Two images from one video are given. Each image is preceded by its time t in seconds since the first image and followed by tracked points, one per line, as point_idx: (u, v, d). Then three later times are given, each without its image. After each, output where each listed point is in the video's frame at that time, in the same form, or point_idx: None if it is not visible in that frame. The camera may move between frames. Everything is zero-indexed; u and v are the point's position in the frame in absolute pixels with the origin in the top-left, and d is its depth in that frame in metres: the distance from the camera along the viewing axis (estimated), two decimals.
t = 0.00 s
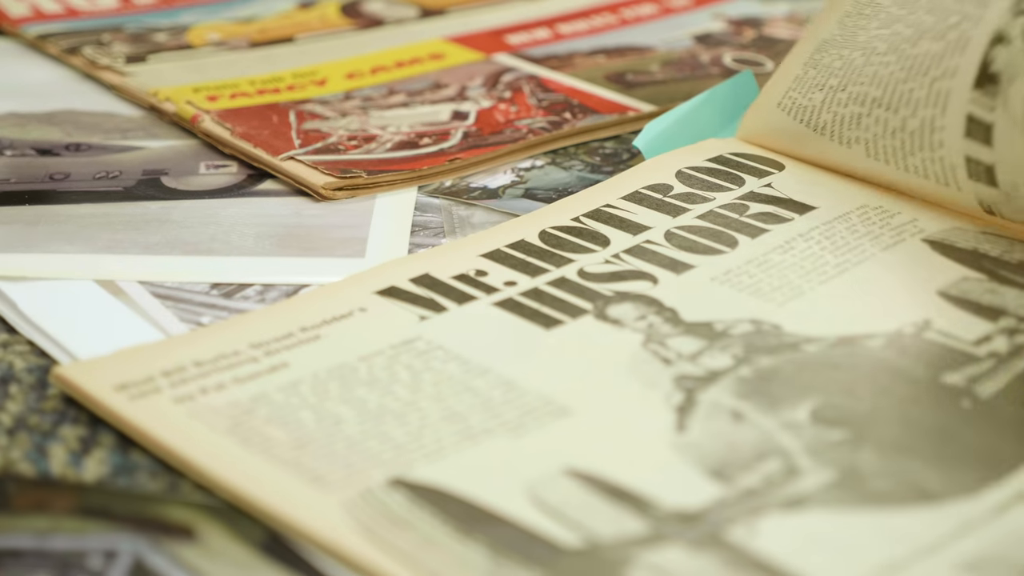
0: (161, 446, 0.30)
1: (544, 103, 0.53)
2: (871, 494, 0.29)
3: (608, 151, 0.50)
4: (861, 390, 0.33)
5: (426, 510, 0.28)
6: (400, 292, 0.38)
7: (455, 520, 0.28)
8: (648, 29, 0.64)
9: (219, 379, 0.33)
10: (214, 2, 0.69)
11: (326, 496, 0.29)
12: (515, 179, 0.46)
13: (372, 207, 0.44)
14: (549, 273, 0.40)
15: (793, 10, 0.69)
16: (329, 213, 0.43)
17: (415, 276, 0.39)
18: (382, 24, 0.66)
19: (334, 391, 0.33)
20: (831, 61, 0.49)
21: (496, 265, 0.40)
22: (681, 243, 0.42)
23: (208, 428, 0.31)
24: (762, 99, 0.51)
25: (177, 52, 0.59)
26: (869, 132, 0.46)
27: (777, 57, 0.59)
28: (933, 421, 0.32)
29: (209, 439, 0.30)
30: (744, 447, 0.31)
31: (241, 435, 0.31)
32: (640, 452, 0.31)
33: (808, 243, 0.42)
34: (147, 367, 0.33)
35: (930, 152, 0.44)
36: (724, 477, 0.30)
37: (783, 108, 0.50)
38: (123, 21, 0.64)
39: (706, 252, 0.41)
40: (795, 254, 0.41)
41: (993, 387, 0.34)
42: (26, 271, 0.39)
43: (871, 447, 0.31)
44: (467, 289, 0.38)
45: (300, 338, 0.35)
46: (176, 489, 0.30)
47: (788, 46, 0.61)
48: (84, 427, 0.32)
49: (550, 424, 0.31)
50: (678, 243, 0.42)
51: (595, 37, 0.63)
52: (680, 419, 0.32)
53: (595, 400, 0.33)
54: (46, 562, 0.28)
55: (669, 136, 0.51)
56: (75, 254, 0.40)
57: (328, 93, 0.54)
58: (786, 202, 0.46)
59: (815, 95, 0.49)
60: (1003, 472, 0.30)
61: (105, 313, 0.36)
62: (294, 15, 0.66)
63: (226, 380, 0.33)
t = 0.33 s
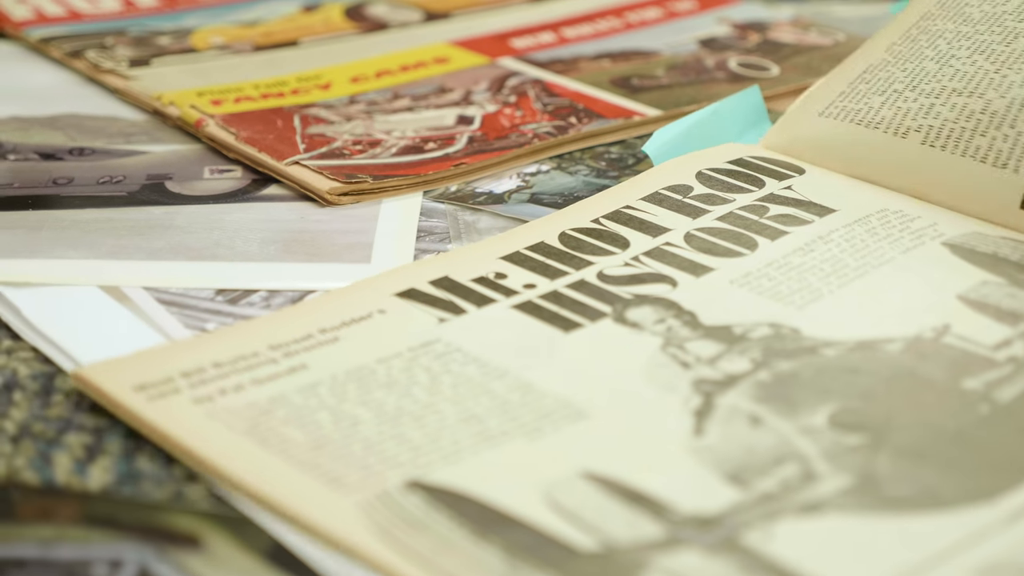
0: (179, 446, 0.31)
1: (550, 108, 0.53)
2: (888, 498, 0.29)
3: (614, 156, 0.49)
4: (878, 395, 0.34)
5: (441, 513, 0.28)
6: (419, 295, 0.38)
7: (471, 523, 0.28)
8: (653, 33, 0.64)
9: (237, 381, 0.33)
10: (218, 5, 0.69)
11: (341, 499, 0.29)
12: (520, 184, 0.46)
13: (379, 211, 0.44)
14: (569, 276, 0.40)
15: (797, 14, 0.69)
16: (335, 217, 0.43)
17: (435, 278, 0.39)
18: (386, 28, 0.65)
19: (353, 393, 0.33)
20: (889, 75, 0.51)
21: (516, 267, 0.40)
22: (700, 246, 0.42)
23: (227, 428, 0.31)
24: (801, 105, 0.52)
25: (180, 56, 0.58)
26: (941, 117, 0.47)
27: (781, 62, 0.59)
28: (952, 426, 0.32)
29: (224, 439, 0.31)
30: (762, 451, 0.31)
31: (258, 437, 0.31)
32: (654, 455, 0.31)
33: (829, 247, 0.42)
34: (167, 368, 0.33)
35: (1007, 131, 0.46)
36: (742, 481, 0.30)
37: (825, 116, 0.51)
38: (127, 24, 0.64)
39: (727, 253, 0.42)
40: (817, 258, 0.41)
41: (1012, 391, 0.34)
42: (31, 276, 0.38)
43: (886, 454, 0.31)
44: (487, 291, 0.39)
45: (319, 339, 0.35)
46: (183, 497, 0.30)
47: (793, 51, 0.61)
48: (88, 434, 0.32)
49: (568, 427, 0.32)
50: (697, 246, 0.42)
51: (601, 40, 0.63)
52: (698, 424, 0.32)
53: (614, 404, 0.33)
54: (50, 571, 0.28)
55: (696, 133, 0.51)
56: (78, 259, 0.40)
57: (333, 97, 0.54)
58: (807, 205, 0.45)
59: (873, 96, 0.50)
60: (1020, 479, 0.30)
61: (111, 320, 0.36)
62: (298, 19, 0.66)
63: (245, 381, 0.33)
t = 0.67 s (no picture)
0: (176, 444, 0.31)
1: (536, 110, 0.53)
2: (877, 494, 0.31)
3: (600, 159, 0.49)
4: (872, 391, 0.34)
5: (434, 508, 0.30)
6: (416, 290, 0.38)
7: (463, 519, 0.30)
8: (639, 35, 0.64)
9: (233, 376, 0.34)
10: (203, 6, 0.69)
11: (336, 493, 0.30)
12: (506, 186, 0.46)
13: (365, 213, 0.44)
14: (565, 273, 0.40)
15: (784, 16, 0.69)
16: (321, 220, 0.43)
17: (431, 275, 0.39)
18: (372, 30, 0.65)
19: (348, 388, 0.34)
20: (898, 94, 0.51)
21: (512, 265, 0.40)
22: (697, 243, 0.42)
23: (223, 425, 0.32)
24: (805, 110, 0.51)
25: (165, 57, 0.58)
26: (954, 138, 0.47)
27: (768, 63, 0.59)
28: (944, 422, 0.33)
29: (221, 434, 0.32)
30: (755, 448, 0.32)
31: (253, 432, 0.32)
32: (644, 451, 0.32)
33: (826, 244, 0.41)
34: (162, 364, 0.34)
35: None
36: (734, 478, 0.31)
37: (828, 122, 0.50)
38: (112, 25, 0.64)
39: (722, 250, 0.41)
40: (813, 254, 0.41)
41: (1005, 388, 0.34)
42: (14, 278, 0.38)
43: (879, 451, 0.32)
44: (482, 287, 0.39)
45: (314, 336, 0.36)
46: (167, 500, 0.31)
47: (781, 53, 0.61)
48: (71, 440, 0.32)
49: (562, 424, 0.33)
50: (694, 244, 0.41)
51: (587, 42, 0.63)
52: (692, 420, 0.33)
53: (607, 400, 0.34)
54: None
55: (690, 131, 0.50)
56: (62, 262, 0.40)
57: (319, 99, 0.53)
58: (804, 202, 0.44)
59: (883, 113, 0.50)
60: (1010, 477, 0.31)
61: (94, 322, 0.36)
62: (283, 20, 0.66)
63: (240, 377, 0.34)
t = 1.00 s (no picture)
0: (149, 443, 0.31)
1: (511, 109, 0.53)
2: (848, 492, 0.31)
3: (576, 158, 0.49)
4: (844, 389, 0.34)
5: (406, 507, 0.30)
6: (391, 289, 0.38)
7: (434, 517, 0.30)
8: (615, 35, 0.64)
9: (206, 375, 0.34)
10: (179, 5, 0.69)
11: (307, 492, 0.30)
12: (481, 186, 0.46)
13: (339, 213, 0.44)
14: (540, 272, 0.40)
15: (761, 16, 0.69)
16: (295, 220, 0.43)
17: (406, 273, 0.39)
18: (348, 30, 0.65)
19: (322, 387, 0.34)
20: (869, 89, 0.51)
21: (487, 263, 0.40)
22: (672, 242, 0.42)
23: (195, 424, 0.32)
24: (777, 107, 0.51)
25: (141, 57, 0.58)
26: (926, 130, 0.47)
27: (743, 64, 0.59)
28: (915, 421, 0.33)
29: (194, 434, 0.32)
30: (727, 446, 0.32)
31: (225, 432, 0.32)
32: (616, 449, 0.32)
33: (799, 242, 0.41)
34: (134, 363, 0.34)
35: (999, 145, 0.45)
36: (706, 476, 0.31)
37: (799, 117, 0.50)
38: (87, 24, 0.64)
39: (697, 249, 0.41)
40: (787, 254, 0.41)
41: (978, 385, 0.35)
42: None
43: (851, 450, 0.32)
44: (456, 287, 0.39)
45: (288, 335, 0.36)
46: (136, 499, 0.31)
47: (757, 53, 0.61)
48: (42, 439, 0.32)
49: (534, 422, 0.33)
50: (668, 243, 0.42)
51: (563, 42, 0.63)
52: (664, 419, 0.33)
53: (580, 398, 0.34)
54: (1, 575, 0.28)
55: (662, 131, 0.50)
56: (34, 261, 0.39)
57: (294, 98, 0.53)
58: (778, 202, 0.44)
59: (855, 107, 0.50)
60: (982, 475, 0.32)
61: (63, 321, 0.36)
62: (259, 19, 0.66)
63: (213, 376, 0.34)
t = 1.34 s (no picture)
0: (113, 442, 0.31)
1: (481, 109, 0.53)
2: (811, 490, 0.31)
3: (545, 157, 0.49)
4: (810, 388, 0.35)
5: (370, 505, 0.30)
6: (359, 288, 0.38)
7: (399, 515, 0.30)
8: (586, 35, 0.65)
9: (172, 374, 0.34)
10: (149, 5, 0.69)
11: (272, 491, 0.30)
12: (449, 185, 0.46)
13: (306, 212, 0.43)
14: (508, 271, 0.40)
15: (731, 16, 0.69)
16: (263, 219, 0.43)
17: (374, 272, 0.39)
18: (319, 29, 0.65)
19: (288, 385, 0.34)
20: (841, 92, 0.51)
21: (455, 262, 0.40)
22: (640, 241, 0.42)
23: (160, 423, 0.32)
24: (749, 109, 0.52)
25: (110, 56, 0.58)
26: (897, 132, 0.47)
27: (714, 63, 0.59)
28: (880, 420, 0.34)
29: (160, 433, 0.32)
30: (692, 445, 0.33)
31: (190, 430, 0.32)
32: (582, 448, 0.32)
33: (768, 241, 0.42)
34: (101, 362, 0.34)
35: (968, 147, 0.45)
36: (671, 474, 0.32)
37: (771, 119, 0.51)
38: (57, 23, 0.63)
39: (665, 247, 0.41)
40: (755, 252, 0.41)
41: (943, 383, 0.35)
42: None
43: (816, 448, 0.33)
44: (424, 285, 0.39)
45: (255, 333, 0.36)
46: (100, 498, 0.31)
47: (727, 53, 0.61)
48: (6, 439, 0.33)
49: (500, 421, 0.33)
50: (636, 242, 0.42)
51: (534, 42, 0.63)
52: (630, 417, 0.33)
53: (546, 396, 0.34)
54: None
55: (632, 130, 0.50)
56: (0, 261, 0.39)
57: (264, 98, 0.53)
58: (747, 201, 0.45)
59: (827, 110, 0.50)
60: (946, 472, 0.32)
61: (25, 320, 0.36)
62: (229, 18, 0.66)
63: (179, 374, 0.34)
